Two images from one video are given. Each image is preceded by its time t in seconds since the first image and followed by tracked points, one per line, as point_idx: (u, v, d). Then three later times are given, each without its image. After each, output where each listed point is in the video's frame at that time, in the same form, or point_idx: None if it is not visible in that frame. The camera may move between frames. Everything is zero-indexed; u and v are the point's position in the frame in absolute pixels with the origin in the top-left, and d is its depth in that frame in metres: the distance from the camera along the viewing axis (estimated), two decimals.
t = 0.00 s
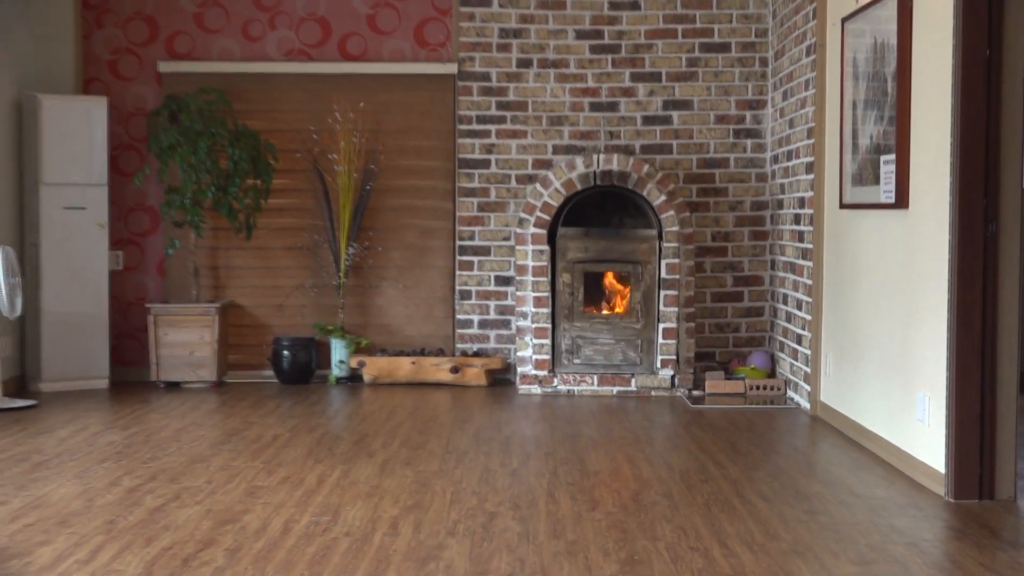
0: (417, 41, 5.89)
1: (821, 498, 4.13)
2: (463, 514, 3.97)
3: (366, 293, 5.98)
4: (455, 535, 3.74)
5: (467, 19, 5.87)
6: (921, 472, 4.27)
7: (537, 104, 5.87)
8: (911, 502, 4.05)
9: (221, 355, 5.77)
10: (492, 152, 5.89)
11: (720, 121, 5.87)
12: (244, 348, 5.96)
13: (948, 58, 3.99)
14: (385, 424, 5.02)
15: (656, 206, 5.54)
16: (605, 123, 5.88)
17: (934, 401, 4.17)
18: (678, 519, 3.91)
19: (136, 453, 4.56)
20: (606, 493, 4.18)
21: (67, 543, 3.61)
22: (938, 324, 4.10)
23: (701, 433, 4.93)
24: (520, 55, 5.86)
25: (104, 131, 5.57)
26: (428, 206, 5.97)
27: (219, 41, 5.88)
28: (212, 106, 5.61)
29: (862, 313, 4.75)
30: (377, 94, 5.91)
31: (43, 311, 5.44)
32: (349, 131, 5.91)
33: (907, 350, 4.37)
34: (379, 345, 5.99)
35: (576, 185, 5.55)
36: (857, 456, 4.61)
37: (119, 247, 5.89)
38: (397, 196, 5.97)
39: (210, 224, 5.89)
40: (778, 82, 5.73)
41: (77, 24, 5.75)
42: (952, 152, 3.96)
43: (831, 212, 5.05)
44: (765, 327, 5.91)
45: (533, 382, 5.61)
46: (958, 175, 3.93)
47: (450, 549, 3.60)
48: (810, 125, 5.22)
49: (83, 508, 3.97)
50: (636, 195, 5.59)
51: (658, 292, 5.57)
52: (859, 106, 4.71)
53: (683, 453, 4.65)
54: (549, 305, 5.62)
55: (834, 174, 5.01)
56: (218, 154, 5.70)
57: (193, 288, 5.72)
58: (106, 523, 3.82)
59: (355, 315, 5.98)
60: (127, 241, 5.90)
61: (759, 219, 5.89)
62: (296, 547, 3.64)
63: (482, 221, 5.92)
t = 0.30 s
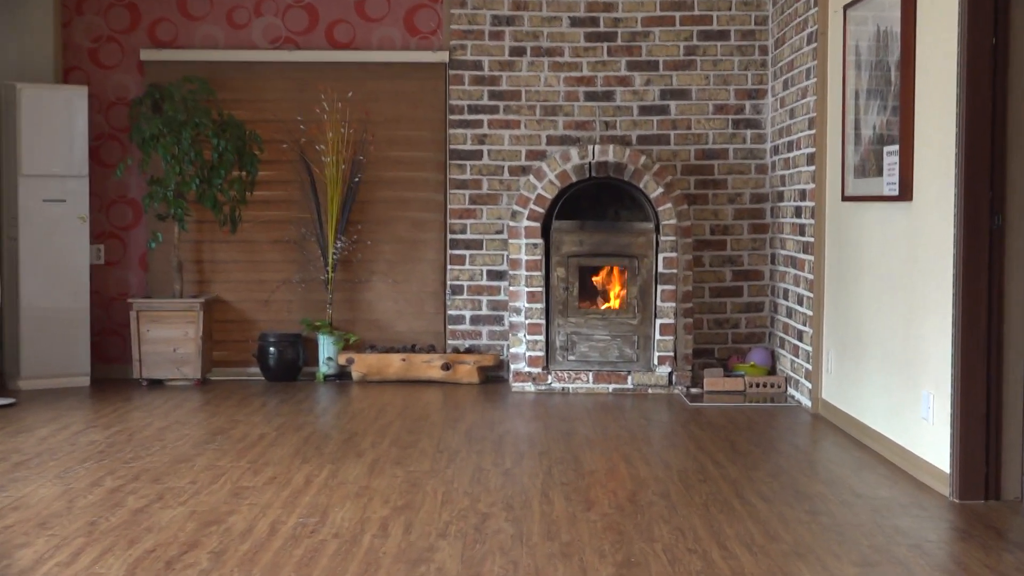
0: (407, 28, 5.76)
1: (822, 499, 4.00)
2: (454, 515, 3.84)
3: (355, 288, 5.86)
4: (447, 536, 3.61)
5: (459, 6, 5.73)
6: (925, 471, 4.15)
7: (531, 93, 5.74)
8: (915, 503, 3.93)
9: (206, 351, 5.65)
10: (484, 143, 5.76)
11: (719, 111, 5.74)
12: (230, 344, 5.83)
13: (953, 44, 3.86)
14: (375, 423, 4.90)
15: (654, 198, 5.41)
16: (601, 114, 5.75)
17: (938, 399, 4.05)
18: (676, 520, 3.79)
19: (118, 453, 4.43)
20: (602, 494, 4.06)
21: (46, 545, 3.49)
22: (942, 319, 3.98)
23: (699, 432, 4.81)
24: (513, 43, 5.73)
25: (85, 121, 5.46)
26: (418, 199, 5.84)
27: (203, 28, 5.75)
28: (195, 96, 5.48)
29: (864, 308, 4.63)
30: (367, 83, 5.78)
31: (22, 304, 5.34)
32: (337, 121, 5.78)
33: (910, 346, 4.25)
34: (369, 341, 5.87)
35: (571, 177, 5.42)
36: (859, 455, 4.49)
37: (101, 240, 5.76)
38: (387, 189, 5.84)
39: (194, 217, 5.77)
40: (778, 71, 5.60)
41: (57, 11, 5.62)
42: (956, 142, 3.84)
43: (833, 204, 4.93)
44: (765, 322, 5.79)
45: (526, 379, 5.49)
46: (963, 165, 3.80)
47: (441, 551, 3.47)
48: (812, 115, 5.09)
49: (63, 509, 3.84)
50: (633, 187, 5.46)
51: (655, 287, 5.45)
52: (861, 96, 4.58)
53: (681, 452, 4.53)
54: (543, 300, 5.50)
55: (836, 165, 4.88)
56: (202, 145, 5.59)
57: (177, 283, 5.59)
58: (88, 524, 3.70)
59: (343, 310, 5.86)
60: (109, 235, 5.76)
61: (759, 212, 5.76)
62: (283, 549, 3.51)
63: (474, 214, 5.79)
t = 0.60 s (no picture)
0: (400, 16, 5.63)
1: (828, 500, 3.88)
2: (450, 517, 3.71)
3: (347, 283, 5.73)
4: (442, 539, 3.49)
5: None
6: (933, 472, 4.03)
7: (528, 82, 5.61)
8: (923, 504, 3.81)
9: (194, 348, 5.53)
10: (480, 134, 5.63)
11: (722, 100, 5.61)
12: (219, 341, 5.70)
13: (963, 28, 3.73)
14: (368, 422, 4.77)
15: (655, 190, 5.29)
16: (600, 103, 5.62)
17: (947, 397, 3.92)
18: (678, 522, 3.66)
19: (103, 453, 4.30)
20: (601, 495, 3.93)
21: (28, 549, 3.36)
22: (952, 314, 3.86)
23: (701, 431, 4.68)
24: (510, 31, 5.59)
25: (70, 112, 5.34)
26: (412, 191, 5.72)
27: (190, 15, 5.62)
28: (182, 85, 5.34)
29: (872, 304, 4.51)
30: (360, 71, 5.66)
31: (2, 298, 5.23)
32: (329, 111, 5.65)
33: (919, 342, 4.13)
34: (362, 338, 5.75)
35: (569, 169, 5.29)
36: (866, 455, 4.37)
37: (85, 234, 5.64)
38: (381, 181, 5.71)
39: (182, 210, 5.64)
40: (783, 60, 5.47)
41: None
42: (966, 131, 3.71)
43: (839, 197, 4.81)
44: (769, 319, 5.66)
45: (524, 377, 5.36)
46: (974, 154, 3.68)
47: (436, 554, 3.35)
48: (818, 105, 4.96)
49: (46, 511, 3.71)
50: (634, 179, 5.33)
51: (656, 282, 5.33)
52: (868, 85, 4.46)
53: (683, 452, 4.41)
54: (541, 296, 5.38)
55: (843, 157, 4.76)
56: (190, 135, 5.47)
57: (164, 278, 5.46)
58: (72, 527, 3.57)
59: (335, 306, 5.73)
60: (94, 228, 5.64)
61: (763, 205, 5.63)
62: (274, 552, 3.39)
63: (470, 206, 5.66)
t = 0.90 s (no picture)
0: (398, 5, 5.51)
1: (838, 503, 3.76)
2: (449, 521, 3.59)
3: (342, 280, 5.61)
4: (440, 543, 3.36)
5: None
6: (946, 474, 3.90)
7: (529, 73, 5.48)
8: (936, 507, 3.68)
9: (184, 347, 5.41)
10: (479, 126, 5.51)
11: (729, 92, 5.49)
12: (211, 340, 5.59)
13: (977, 14, 3.60)
14: (364, 423, 4.65)
15: (659, 184, 5.17)
16: (603, 95, 5.49)
17: (960, 397, 3.80)
18: (683, 526, 3.54)
19: (92, 454, 4.18)
20: (604, 498, 3.81)
21: (13, 554, 3.24)
22: (965, 311, 3.73)
23: (706, 432, 4.56)
24: (510, 20, 5.47)
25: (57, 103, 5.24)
26: (409, 185, 5.59)
27: (181, 5, 5.50)
28: (173, 76, 5.23)
29: (883, 300, 4.38)
30: (356, 62, 5.54)
31: None
32: (323, 104, 5.53)
33: (931, 340, 4.01)
34: (358, 337, 5.63)
35: (571, 162, 5.17)
36: (877, 457, 4.24)
37: (73, 229, 5.52)
38: (377, 175, 5.59)
39: (172, 205, 5.53)
40: (791, 50, 5.35)
41: None
42: (980, 121, 3.59)
43: (849, 190, 4.68)
44: (777, 316, 5.53)
45: (524, 377, 5.24)
46: (987, 145, 3.55)
47: (434, 559, 3.22)
48: (827, 97, 4.83)
49: (33, 514, 3.59)
50: (637, 173, 5.21)
51: (661, 279, 5.21)
52: (879, 75, 4.33)
53: (688, 453, 4.28)
54: (542, 294, 5.25)
55: (853, 149, 4.63)
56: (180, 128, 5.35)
57: (154, 275, 5.35)
58: (59, 531, 3.45)
59: (331, 304, 5.62)
60: (82, 222, 5.52)
61: (770, 200, 5.51)
62: (267, 557, 3.27)
63: (469, 201, 5.54)
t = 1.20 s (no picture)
0: None
1: (849, 510, 3.63)
2: (448, 527, 3.47)
3: (338, 279, 5.49)
4: (439, 550, 3.24)
5: None
6: (959, 479, 3.78)
7: (530, 66, 5.36)
8: (949, 513, 3.56)
9: (175, 348, 5.29)
10: (478, 120, 5.38)
11: (736, 85, 5.37)
12: (202, 340, 5.47)
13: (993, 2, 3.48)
14: (360, 426, 4.53)
15: (664, 180, 5.05)
16: (606, 88, 5.37)
17: (974, 400, 3.67)
18: (690, 532, 3.42)
19: (80, 459, 4.06)
20: (607, 503, 3.69)
21: None
22: (979, 311, 3.61)
23: (712, 435, 4.44)
24: (511, 12, 5.34)
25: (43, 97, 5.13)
26: (406, 181, 5.48)
27: None
28: (163, 68, 5.11)
29: (895, 300, 4.25)
30: (352, 55, 5.42)
31: None
32: (319, 98, 5.41)
33: (944, 341, 3.88)
34: (354, 338, 5.51)
35: (574, 157, 5.05)
36: (888, 461, 4.12)
37: (60, 226, 5.40)
38: (374, 171, 5.47)
39: (163, 202, 5.42)
40: (800, 42, 5.22)
41: None
42: (994, 114, 3.46)
43: (860, 187, 4.55)
44: (785, 316, 5.41)
45: (525, 379, 5.12)
46: (1002, 139, 3.43)
47: (432, 567, 3.10)
48: (837, 90, 4.71)
49: (19, 521, 3.47)
50: (642, 169, 5.09)
51: (666, 278, 5.09)
52: (891, 67, 4.21)
53: (694, 458, 4.16)
54: (544, 293, 5.13)
55: (864, 144, 4.51)
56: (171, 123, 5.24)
57: (144, 274, 5.23)
58: (46, 538, 3.33)
59: (326, 304, 5.50)
60: (70, 219, 5.41)
61: (779, 196, 5.38)
62: (260, 564, 3.15)
63: (468, 198, 5.41)
